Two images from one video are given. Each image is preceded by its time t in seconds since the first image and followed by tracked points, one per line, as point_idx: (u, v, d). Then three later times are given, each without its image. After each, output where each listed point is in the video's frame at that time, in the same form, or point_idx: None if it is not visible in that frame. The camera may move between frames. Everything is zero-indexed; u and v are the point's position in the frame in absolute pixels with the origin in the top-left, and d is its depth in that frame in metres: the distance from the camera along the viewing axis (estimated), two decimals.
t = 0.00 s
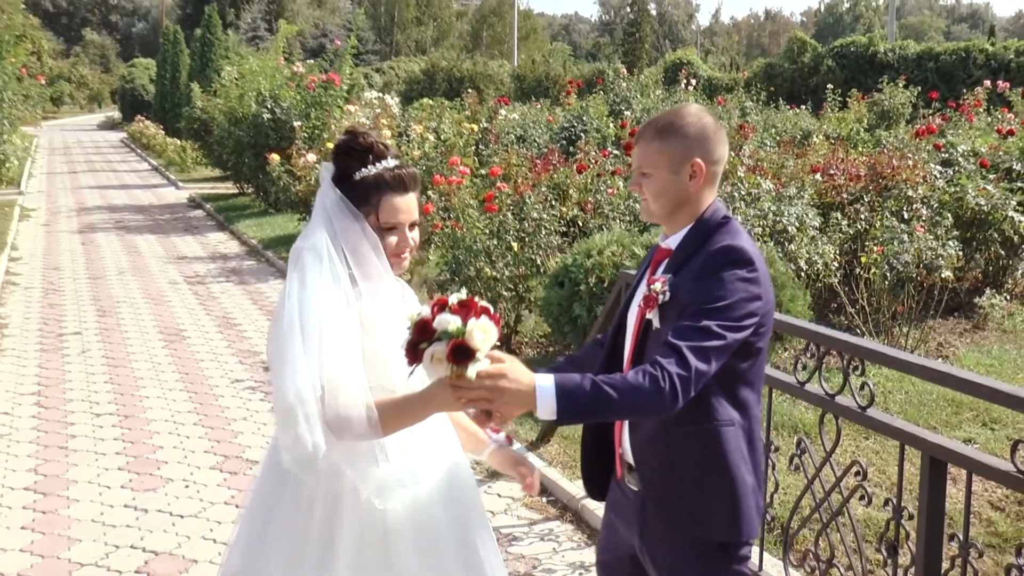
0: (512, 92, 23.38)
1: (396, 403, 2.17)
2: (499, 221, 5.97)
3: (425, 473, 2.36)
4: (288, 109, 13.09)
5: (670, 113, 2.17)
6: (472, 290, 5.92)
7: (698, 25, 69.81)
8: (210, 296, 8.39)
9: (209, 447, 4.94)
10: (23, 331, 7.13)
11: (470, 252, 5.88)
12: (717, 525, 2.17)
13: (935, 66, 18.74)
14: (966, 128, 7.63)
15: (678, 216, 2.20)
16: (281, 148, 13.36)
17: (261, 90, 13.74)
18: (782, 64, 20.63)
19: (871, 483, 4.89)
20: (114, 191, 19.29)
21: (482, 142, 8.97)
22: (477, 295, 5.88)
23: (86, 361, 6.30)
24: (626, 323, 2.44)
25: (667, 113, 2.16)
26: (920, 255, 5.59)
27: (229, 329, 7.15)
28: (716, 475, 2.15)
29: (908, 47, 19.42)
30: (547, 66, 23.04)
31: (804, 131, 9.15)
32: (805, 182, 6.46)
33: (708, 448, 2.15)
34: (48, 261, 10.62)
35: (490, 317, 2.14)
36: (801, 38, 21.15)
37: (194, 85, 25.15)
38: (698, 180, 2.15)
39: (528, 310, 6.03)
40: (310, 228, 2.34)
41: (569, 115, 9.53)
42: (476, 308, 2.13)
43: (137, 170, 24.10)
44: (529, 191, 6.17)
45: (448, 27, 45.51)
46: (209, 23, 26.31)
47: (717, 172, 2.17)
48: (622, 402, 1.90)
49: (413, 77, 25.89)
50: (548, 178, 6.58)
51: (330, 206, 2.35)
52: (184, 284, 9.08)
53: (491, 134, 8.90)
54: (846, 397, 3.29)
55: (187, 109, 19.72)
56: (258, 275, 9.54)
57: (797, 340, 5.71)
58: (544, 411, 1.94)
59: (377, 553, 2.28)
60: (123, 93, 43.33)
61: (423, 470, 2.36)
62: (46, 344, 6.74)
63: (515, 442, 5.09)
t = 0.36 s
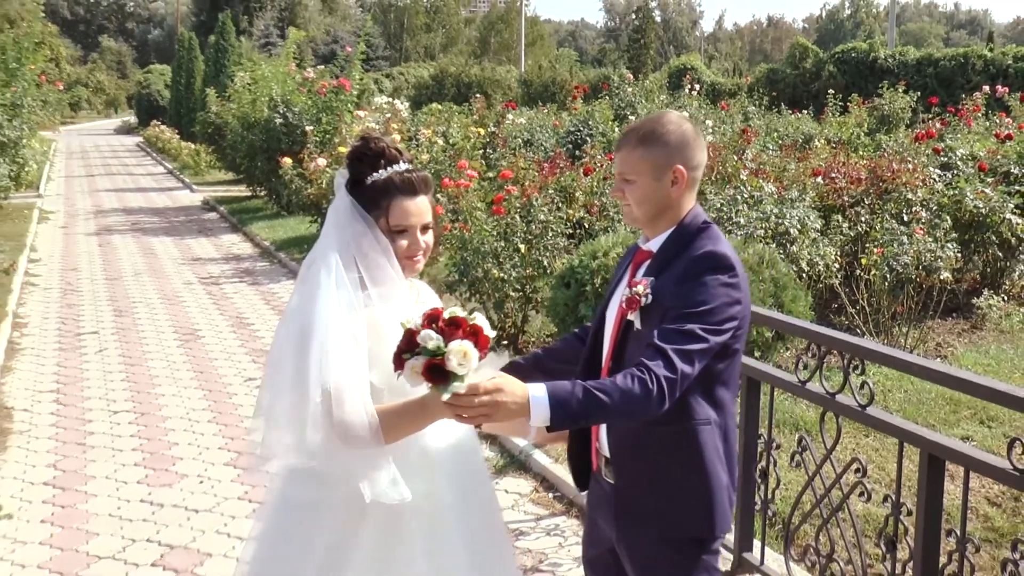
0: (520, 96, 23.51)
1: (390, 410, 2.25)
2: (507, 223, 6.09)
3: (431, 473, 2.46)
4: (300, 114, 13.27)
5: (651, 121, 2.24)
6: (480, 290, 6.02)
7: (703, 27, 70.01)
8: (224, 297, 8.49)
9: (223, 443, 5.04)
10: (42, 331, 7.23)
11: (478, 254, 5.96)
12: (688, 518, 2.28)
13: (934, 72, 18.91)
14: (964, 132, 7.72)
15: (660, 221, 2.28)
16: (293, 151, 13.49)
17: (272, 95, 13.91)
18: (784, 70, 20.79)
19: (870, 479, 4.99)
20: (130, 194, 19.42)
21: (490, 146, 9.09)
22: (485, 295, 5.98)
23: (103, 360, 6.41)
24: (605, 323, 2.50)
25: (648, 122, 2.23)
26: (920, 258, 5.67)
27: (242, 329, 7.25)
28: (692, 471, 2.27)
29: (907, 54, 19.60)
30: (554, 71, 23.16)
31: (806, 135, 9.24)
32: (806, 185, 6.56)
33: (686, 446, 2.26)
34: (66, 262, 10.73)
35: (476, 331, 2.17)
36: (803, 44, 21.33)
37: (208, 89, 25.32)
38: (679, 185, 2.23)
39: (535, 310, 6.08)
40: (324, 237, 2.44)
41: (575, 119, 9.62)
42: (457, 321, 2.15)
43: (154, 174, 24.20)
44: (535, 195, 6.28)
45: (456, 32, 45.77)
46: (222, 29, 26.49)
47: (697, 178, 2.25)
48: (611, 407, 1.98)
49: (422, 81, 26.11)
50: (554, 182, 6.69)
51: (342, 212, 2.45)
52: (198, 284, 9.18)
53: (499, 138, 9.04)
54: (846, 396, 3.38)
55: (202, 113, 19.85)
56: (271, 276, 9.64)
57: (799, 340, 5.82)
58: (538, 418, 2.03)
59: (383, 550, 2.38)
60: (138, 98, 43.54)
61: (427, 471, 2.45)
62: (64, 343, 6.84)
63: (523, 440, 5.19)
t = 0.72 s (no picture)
0: (531, 92, 23.62)
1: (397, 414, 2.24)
2: (520, 216, 6.20)
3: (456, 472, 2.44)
4: (317, 109, 13.41)
5: (638, 120, 2.30)
6: (494, 281, 6.12)
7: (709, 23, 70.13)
8: (244, 288, 8.61)
9: (243, 432, 5.15)
10: (66, 321, 7.36)
11: (491, 247, 6.07)
12: (676, 504, 2.37)
13: (939, 66, 19.00)
14: (969, 126, 7.79)
15: (647, 217, 2.35)
16: (310, 146, 13.61)
17: (289, 92, 14.07)
18: (791, 65, 20.97)
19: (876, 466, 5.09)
20: (153, 188, 19.57)
21: (503, 140, 9.20)
22: (498, 286, 6.08)
23: (125, 350, 6.52)
24: (594, 321, 2.56)
25: (635, 120, 2.30)
26: (925, 250, 5.77)
27: (261, 320, 7.36)
28: (685, 458, 2.35)
29: (913, 48, 19.68)
30: (565, 67, 23.28)
31: (813, 128, 9.31)
32: (814, 178, 6.64)
33: (677, 433, 2.34)
34: (90, 254, 10.88)
35: (478, 323, 2.09)
36: (810, 40, 21.48)
37: (227, 86, 25.53)
38: (667, 183, 2.30)
39: (547, 301, 6.18)
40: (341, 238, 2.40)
41: (587, 114, 9.72)
42: (455, 315, 2.10)
43: (175, 168, 24.42)
44: (547, 187, 6.38)
45: (470, 30, 45.92)
46: (241, 27, 26.70)
47: (682, 175, 2.33)
48: (616, 396, 2.03)
49: (436, 78, 26.43)
50: (565, 176, 6.79)
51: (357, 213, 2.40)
52: (218, 276, 9.30)
53: (511, 133, 9.16)
54: (853, 385, 3.47)
55: (220, 108, 20.03)
56: (290, 268, 9.76)
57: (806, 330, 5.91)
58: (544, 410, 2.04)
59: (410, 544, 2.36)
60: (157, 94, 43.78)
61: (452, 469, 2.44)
62: (88, 334, 6.96)
63: (535, 429, 5.29)
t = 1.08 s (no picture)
0: (530, 92, 23.79)
1: (395, 414, 2.07)
2: (519, 215, 6.31)
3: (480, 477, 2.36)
4: (320, 110, 13.46)
5: (622, 119, 2.20)
6: (493, 279, 6.22)
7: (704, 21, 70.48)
8: (249, 286, 8.71)
9: (247, 427, 5.24)
10: (75, 318, 7.45)
11: (492, 244, 6.17)
12: (660, 499, 2.28)
13: (929, 67, 19.26)
14: (958, 126, 7.91)
15: (629, 215, 2.26)
16: (314, 146, 13.72)
17: (294, 92, 14.20)
18: (785, 66, 21.26)
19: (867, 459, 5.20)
20: (160, 187, 19.67)
21: (504, 140, 9.32)
22: (498, 283, 6.18)
23: (133, 346, 6.61)
24: (581, 318, 2.47)
25: (619, 119, 2.19)
26: (916, 247, 5.88)
27: (265, 317, 7.46)
28: (669, 451, 2.26)
29: (904, 50, 19.92)
30: (563, 67, 23.45)
31: (806, 128, 9.43)
32: (807, 177, 6.80)
33: (662, 425, 2.26)
34: (98, 252, 10.97)
35: (479, 318, 1.95)
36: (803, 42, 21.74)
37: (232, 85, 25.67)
38: (653, 181, 2.22)
39: (546, 298, 6.30)
40: (347, 240, 2.29)
41: (586, 114, 9.84)
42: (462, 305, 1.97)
43: (182, 167, 24.56)
44: (547, 187, 6.49)
45: (471, 31, 46.07)
46: (246, 29, 26.87)
47: (665, 171, 2.25)
48: (608, 385, 1.88)
49: (438, 78, 26.73)
50: (564, 175, 6.89)
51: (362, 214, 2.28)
52: (223, 274, 9.40)
53: (512, 133, 9.26)
54: (846, 380, 3.59)
55: (226, 108, 20.14)
56: (294, 265, 9.86)
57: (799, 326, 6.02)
58: (535, 401, 1.86)
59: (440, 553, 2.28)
60: (164, 94, 43.91)
61: (476, 474, 2.36)
62: (96, 330, 7.05)
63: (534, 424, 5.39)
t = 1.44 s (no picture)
0: (525, 95, 23.99)
1: (404, 410, 2.09)
2: (515, 215, 6.42)
3: (484, 473, 2.38)
4: (320, 113, 13.64)
5: (609, 121, 2.30)
6: (489, 278, 6.34)
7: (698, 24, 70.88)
8: (249, 286, 8.81)
9: (248, 424, 5.34)
10: (79, 318, 7.53)
11: (487, 245, 6.29)
12: (647, 497, 2.30)
13: (915, 71, 19.62)
14: (943, 128, 8.03)
15: (615, 215, 2.36)
16: (313, 148, 13.85)
17: (294, 96, 14.34)
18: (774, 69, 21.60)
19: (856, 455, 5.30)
20: (162, 188, 19.78)
21: (499, 142, 9.44)
22: (493, 283, 6.30)
23: (136, 345, 6.71)
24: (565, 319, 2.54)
25: (607, 121, 2.29)
26: (903, 246, 6.01)
27: (266, 316, 7.56)
28: (656, 448, 2.29)
29: (889, 53, 20.24)
30: (557, 71, 23.68)
31: (795, 131, 9.56)
32: (796, 178, 6.86)
33: (648, 424, 2.29)
34: (101, 253, 11.07)
35: (458, 306, 2.01)
36: (792, 45, 22.08)
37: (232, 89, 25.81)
38: (638, 182, 2.32)
39: (541, 297, 6.40)
40: (353, 241, 2.33)
41: (580, 116, 9.97)
42: (441, 295, 2.04)
43: (183, 170, 24.63)
44: (541, 188, 6.59)
45: (467, 35, 46.31)
46: (246, 34, 26.92)
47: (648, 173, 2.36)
48: (593, 380, 1.97)
49: (434, 81, 26.91)
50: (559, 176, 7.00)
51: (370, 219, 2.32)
52: (224, 274, 9.51)
53: (506, 135, 9.36)
54: (835, 377, 3.69)
55: (226, 112, 20.27)
56: (294, 265, 9.96)
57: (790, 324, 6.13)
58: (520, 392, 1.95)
59: (464, 552, 2.30)
60: (166, 98, 44.11)
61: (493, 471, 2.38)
62: (99, 330, 7.14)
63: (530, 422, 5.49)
